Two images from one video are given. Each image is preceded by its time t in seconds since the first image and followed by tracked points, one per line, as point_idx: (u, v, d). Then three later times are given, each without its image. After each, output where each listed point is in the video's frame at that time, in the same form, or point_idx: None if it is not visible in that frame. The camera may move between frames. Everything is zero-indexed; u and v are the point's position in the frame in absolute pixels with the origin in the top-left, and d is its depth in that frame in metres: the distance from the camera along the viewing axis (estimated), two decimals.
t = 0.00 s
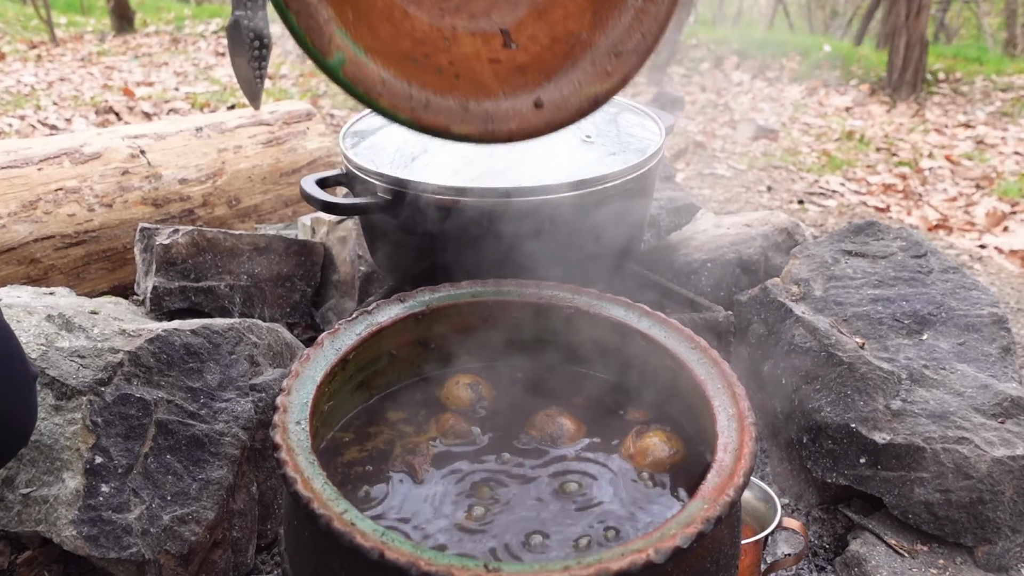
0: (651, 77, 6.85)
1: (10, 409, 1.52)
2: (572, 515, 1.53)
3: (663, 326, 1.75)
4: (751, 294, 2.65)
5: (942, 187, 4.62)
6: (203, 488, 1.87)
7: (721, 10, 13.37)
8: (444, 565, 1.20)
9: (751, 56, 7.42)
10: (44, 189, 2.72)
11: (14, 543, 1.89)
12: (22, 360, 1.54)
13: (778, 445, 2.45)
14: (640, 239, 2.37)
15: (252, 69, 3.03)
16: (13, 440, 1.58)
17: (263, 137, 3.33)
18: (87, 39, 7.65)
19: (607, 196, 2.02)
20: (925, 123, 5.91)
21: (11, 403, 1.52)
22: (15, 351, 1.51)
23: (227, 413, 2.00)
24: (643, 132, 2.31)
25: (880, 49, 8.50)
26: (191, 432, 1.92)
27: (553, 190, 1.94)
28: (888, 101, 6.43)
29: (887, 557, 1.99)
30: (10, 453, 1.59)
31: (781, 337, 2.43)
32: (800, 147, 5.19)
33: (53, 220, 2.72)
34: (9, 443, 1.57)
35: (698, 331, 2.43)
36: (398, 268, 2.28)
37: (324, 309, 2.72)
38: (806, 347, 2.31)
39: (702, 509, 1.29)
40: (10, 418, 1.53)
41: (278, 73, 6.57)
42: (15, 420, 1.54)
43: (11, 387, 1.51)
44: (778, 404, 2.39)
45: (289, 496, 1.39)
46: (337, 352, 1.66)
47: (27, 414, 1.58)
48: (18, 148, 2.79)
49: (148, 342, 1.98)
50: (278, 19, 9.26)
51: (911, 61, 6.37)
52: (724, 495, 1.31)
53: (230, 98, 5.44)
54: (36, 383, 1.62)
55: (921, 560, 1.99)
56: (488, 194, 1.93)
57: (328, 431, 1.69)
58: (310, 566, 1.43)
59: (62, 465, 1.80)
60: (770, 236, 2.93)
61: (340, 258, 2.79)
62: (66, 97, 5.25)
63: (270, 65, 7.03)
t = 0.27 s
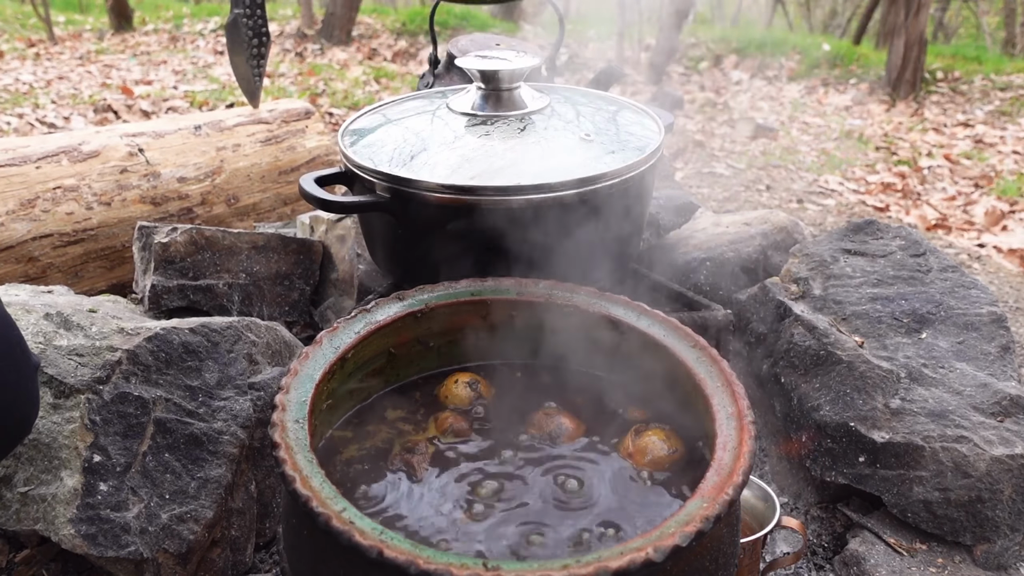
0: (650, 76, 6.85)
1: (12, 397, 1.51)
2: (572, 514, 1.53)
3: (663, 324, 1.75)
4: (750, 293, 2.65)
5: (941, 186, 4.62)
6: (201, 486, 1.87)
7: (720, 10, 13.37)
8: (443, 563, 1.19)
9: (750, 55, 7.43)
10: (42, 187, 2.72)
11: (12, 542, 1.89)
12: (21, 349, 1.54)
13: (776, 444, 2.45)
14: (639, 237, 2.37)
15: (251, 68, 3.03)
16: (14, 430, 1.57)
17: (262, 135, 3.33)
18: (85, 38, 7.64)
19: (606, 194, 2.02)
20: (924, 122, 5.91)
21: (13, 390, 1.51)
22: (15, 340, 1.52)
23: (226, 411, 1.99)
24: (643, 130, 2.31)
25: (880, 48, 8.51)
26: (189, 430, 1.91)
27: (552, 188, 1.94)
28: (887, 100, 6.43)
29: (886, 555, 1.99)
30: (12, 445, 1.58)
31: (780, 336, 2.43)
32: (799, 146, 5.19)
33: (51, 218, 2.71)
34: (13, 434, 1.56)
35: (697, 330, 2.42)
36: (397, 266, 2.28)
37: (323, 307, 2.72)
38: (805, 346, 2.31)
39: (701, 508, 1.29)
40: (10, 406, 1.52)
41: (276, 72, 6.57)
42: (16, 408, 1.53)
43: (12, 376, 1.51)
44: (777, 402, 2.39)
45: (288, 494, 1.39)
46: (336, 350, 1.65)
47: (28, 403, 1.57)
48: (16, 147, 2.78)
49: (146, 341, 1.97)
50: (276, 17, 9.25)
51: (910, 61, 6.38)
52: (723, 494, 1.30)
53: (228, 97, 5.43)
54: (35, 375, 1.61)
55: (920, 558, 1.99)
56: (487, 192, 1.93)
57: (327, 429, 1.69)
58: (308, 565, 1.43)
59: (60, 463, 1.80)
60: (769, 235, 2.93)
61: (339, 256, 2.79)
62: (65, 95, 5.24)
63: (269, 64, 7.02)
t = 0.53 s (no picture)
0: (649, 75, 6.85)
1: (5, 372, 1.49)
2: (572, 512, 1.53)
3: (662, 322, 1.74)
4: (749, 291, 2.65)
5: (940, 185, 4.62)
6: (200, 484, 1.87)
7: (720, 8, 13.37)
8: (441, 561, 1.19)
9: (750, 53, 7.43)
10: (41, 184, 2.71)
11: (12, 540, 1.89)
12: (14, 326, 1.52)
13: (775, 442, 2.45)
14: (638, 235, 2.37)
15: (250, 65, 3.02)
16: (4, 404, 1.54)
17: (261, 133, 3.32)
18: (84, 36, 7.64)
19: (606, 192, 2.02)
20: (924, 121, 5.91)
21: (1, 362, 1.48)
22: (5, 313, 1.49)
23: (225, 409, 1.99)
24: (642, 128, 2.31)
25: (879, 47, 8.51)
26: (188, 428, 1.91)
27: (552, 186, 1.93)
28: (887, 99, 6.44)
29: (885, 554, 1.99)
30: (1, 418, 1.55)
31: (779, 335, 2.42)
32: (799, 145, 5.19)
33: (50, 216, 2.71)
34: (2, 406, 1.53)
35: (697, 329, 2.42)
36: (396, 264, 2.28)
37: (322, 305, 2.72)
38: (805, 345, 2.31)
39: (700, 506, 1.29)
40: None
41: (275, 70, 6.57)
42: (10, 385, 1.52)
43: None
44: (777, 401, 2.39)
45: (287, 492, 1.39)
46: (335, 348, 1.65)
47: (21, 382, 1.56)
48: (15, 145, 2.78)
49: (144, 339, 1.97)
50: (275, 15, 9.24)
51: (910, 60, 6.38)
52: (722, 492, 1.30)
53: (227, 95, 5.43)
54: (25, 357, 1.61)
55: (919, 557, 1.99)
56: (486, 190, 1.92)
57: (326, 426, 1.69)
58: (307, 563, 1.42)
59: (59, 461, 1.79)
60: (768, 234, 2.93)
61: (338, 254, 2.79)
62: (64, 93, 5.24)
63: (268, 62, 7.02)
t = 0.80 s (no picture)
0: (649, 73, 6.84)
1: None
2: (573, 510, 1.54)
3: (662, 321, 1.74)
4: (748, 290, 2.65)
5: (940, 183, 4.62)
6: (199, 482, 1.87)
7: (720, 7, 13.36)
8: (441, 559, 1.19)
9: (750, 51, 7.43)
10: (40, 182, 2.71)
11: (11, 537, 1.89)
12: None
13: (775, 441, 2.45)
14: (638, 233, 2.37)
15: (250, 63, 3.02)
16: None
17: (260, 131, 3.32)
18: (84, 34, 7.64)
19: (605, 190, 2.02)
20: (924, 120, 5.91)
21: None
22: None
23: (224, 407, 1.99)
24: (641, 127, 2.31)
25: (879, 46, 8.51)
26: (187, 426, 1.91)
27: (551, 184, 1.93)
28: (887, 98, 6.44)
29: (884, 552, 1.99)
30: None
31: (778, 333, 2.43)
32: (798, 144, 5.19)
33: (49, 214, 2.71)
34: None
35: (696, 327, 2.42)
36: (395, 262, 2.28)
37: (321, 303, 2.72)
38: (804, 343, 2.31)
39: (699, 505, 1.29)
40: None
41: (275, 68, 6.56)
42: None
43: None
44: (776, 399, 2.39)
45: (287, 490, 1.39)
46: (334, 346, 1.65)
47: None
48: (15, 142, 2.78)
49: (144, 337, 1.97)
50: (275, 13, 9.24)
51: (910, 58, 6.38)
52: (721, 491, 1.30)
53: (227, 93, 5.43)
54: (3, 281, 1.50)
55: (918, 555, 1.99)
56: (486, 188, 1.92)
57: (326, 425, 1.69)
58: (307, 561, 1.42)
59: (59, 459, 1.79)
60: (768, 232, 2.93)
61: (337, 253, 2.79)
62: (63, 90, 5.23)
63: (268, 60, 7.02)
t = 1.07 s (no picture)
0: (649, 72, 6.84)
1: None
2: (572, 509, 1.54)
3: (662, 320, 1.74)
4: (748, 289, 2.65)
5: (939, 182, 4.62)
6: (199, 481, 1.87)
7: (720, 5, 13.36)
8: (441, 557, 1.20)
9: (750, 50, 7.43)
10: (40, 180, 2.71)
11: (11, 535, 1.88)
12: None
13: (774, 439, 2.46)
14: (637, 232, 2.37)
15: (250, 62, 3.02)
16: None
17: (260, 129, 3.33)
18: (83, 32, 7.63)
19: (605, 190, 2.02)
20: (923, 119, 5.91)
21: None
22: None
23: (224, 406, 1.99)
24: (641, 125, 2.31)
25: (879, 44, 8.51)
26: (187, 424, 1.91)
27: (551, 183, 1.93)
28: (887, 97, 6.44)
29: (884, 551, 2.00)
30: None
31: (778, 332, 2.43)
32: (798, 143, 5.19)
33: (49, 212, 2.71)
34: None
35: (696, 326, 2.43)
36: (395, 260, 2.28)
37: (321, 302, 2.72)
38: (803, 342, 2.31)
39: (699, 503, 1.29)
40: None
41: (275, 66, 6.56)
42: None
43: None
44: (775, 398, 2.39)
45: (286, 488, 1.39)
46: (334, 345, 1.65)
47: None
48: (15, 141, 2.77)
49: (144, 335, 1.96)
50: (275, 11, 9.23)
51: (910, 57, 6.38)
52: (721, 489, 1.30)
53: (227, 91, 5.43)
54: None
55: (918, 554, 1.99)
56: (485, 187, 1.92)
57: (326, 423, 1.69)
58: (307, 559, 1.43)
59: (59, 457, 1.79)
60: (767, 231, 2.93)
61: (337, 251, 2.80)
62: (63, 89, 5.23)
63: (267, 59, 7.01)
